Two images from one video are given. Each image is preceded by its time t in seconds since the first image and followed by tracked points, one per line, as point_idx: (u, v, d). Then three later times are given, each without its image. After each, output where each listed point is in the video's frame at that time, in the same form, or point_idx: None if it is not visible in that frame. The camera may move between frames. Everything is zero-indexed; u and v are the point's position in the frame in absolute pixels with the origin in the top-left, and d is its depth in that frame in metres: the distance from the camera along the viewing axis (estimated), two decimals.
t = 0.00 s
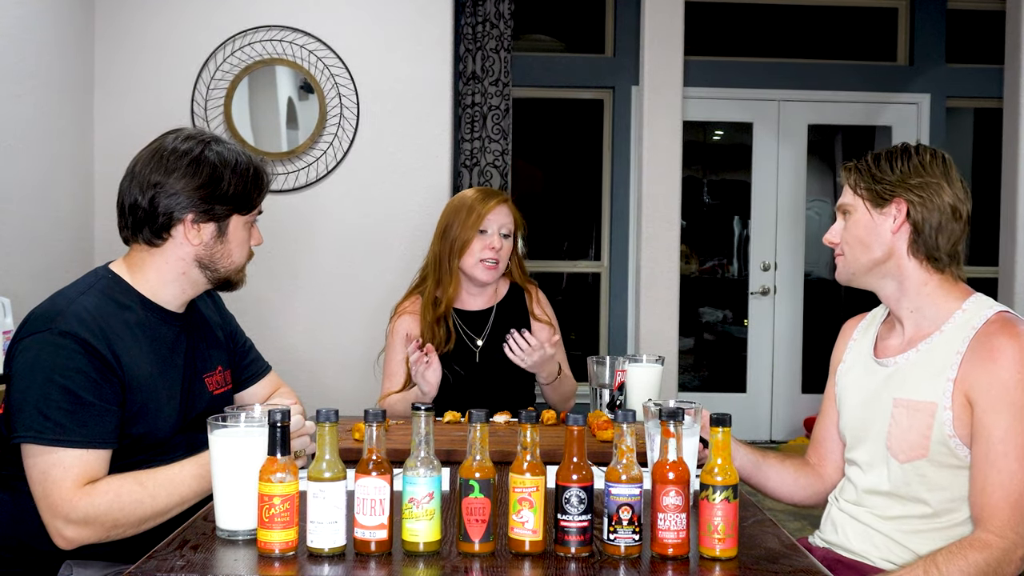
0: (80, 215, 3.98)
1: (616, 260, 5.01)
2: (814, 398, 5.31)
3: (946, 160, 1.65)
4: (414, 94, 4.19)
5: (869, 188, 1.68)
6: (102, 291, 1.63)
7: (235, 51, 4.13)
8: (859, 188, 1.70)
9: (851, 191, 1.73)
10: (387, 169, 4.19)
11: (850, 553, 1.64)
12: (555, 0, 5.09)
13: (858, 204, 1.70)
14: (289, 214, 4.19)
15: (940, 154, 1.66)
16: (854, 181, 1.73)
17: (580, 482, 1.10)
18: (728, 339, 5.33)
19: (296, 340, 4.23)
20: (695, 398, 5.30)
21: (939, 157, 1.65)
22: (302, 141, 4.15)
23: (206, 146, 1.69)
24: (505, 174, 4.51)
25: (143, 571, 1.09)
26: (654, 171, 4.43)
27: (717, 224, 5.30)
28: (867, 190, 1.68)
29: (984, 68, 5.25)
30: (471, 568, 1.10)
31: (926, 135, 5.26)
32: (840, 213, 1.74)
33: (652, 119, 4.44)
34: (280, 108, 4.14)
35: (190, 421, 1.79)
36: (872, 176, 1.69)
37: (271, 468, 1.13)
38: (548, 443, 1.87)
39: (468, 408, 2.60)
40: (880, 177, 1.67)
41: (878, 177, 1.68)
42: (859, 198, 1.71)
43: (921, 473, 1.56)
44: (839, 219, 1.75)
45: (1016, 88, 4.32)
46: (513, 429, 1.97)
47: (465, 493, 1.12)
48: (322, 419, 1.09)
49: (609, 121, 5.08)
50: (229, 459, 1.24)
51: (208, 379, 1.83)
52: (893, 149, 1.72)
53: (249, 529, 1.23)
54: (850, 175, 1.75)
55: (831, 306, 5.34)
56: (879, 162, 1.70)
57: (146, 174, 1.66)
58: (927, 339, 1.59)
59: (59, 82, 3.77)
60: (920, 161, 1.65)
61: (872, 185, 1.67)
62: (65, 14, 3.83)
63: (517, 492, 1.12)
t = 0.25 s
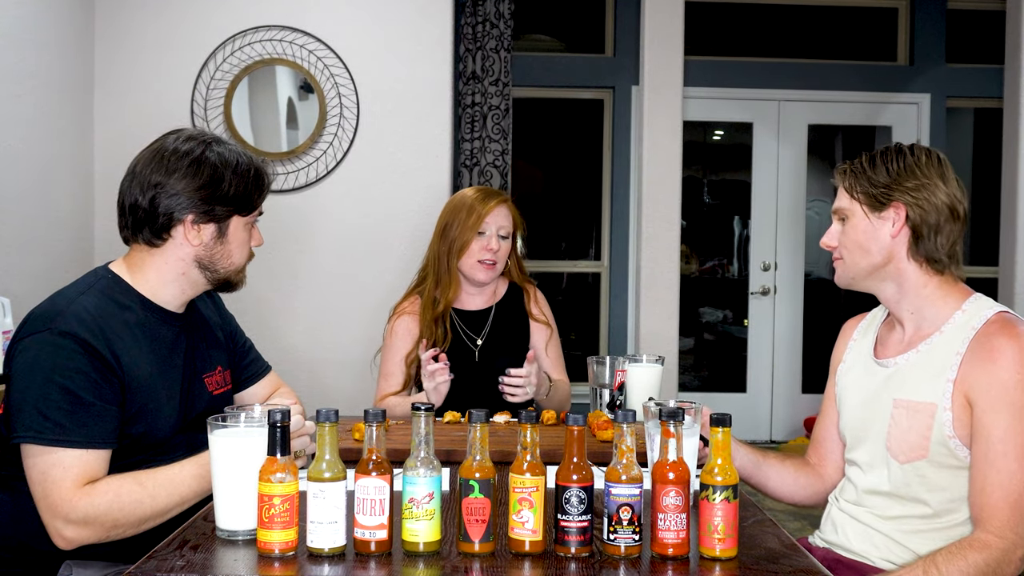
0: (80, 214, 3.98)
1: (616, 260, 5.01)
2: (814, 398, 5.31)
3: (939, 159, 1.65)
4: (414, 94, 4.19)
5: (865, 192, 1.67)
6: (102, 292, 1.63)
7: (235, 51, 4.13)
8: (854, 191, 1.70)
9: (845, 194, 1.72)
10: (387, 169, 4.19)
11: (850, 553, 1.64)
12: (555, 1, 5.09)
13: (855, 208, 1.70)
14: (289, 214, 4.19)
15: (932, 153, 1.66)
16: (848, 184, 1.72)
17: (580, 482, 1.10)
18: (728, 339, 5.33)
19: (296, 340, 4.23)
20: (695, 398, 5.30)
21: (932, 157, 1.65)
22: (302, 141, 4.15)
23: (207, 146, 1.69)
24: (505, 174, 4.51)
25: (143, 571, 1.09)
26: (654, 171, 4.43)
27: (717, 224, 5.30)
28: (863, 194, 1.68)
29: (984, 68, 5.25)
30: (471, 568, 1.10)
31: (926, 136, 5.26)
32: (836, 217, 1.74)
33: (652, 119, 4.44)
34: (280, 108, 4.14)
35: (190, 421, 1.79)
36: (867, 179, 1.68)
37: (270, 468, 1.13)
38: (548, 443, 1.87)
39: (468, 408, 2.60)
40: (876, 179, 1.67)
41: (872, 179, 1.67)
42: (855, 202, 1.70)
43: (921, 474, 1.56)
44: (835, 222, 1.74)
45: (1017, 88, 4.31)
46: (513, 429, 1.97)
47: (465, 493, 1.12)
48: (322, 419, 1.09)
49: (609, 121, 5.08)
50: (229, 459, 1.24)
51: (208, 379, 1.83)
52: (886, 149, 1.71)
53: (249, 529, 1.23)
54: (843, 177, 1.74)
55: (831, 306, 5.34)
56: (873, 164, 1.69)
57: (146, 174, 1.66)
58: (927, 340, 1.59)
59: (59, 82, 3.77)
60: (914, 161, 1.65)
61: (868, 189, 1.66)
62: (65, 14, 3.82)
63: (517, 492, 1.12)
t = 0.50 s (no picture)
0: (80, 214, 3.98)
1: (616, 260, 5.01)
2: (814, 398, 5.31)
3: (935, 157, 1.66)
4: (414, 94, 4.19)
5: (871, 196, 1.66)
6: (102, 292, 1.63)
7: (235, 51, 4.13)
8: (858, 195, 1.68)
9: (846, 199, 1.70)
10: (387, 168, 4.19)
11: (850, 554, 1.64)
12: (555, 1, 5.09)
13: (859, 213, 1.68)
14: (289, 214, 4.19)
15: (929, 154, 1.66)
16: (849, 189, 1.70)
17: (580, 482, 1.10)
18: (728, 339, 5.33)
19: (296, 340, 4.23)
20: (695, 398, 5.30)
21: (930, 158, 1.66)
22: (302, 141, 4.15)
23: (206, 146, 1.69)
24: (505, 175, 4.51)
25: (142, 571, 1.09)
26: (654, 171, 4.43)
27: (717, 224, 5.30)
28: (868, 197, 1.66)
29: (985, 68, 5.25)
30: (471, 568, 1.10)
31: (926, 136, 5.26)
32: (836, 223, 1.72)
33: (652, 119, 4.44)
34: (280, 108, 4.14)
35: (190, 420, 1.79)
36: (870, 183, 1.67)
37: (270, 468, 1.13)
38: (548, 443, 1.87)
39: (469, 408, 2.60)
40: (878, 182, 1.66)
41: (875, 181, 1.66)
42: (860, 208, 1.68)
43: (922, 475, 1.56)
44: (835, 228, 1.72)
45: (1017, 88, 4.32)
46: (513, 429, 1.97)
47: (465, 492, 1.12)
48: (322, 419, 1.09)
49: (609, 121, 5.08)
50: (228, 459, 1.24)
51: (208, 379, 1.83)
52: (880, 151, 1.71)
53: (249, 530, 1.23)
54: (841, 181, 1.73)
55: (831, 306, 5.34)
56: (873, 165, 1.69)
57: (146, 173, 1.66)
58: (927, 340, 1.59)
59: (59, 82, 3.77)
60: (914, 160, 1.65)
61: (873, 191, 1.65)
62: (65, 14, 3.82)
63: (517, 492, 1.12)
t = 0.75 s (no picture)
0: (80, 214, 3.98)
1: (616, 260, 5.01)
2: (814, 398, 5.31)
3: (935, 157, 1.66)
4: (414, 94, 4.19)
5: (872, 199, 1.65)
6: (101, 292, 1.63)
7: (235, 51, 4.13)
8: (858, 198, 1.68)
9: (846, 203, 1.70)
10: (387, 168, 4.19)
11: (850, 554, 1.64)
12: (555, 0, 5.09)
13: (860, 215, 1.67)
14: (289, 214, 4.19)
15: (928, 155, 1.66)
16: (849, 191, 1.70)
17: (580, 482, 1.10)
18: (728, 339, 5.33)
19: (296, 340, 4.23)
20: (695, 397, 5.30)
21: (930, 159, 1.65)
22: (302, 141, 4.15)
23: (205, 145, 1.69)
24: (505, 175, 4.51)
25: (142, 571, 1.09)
26: (654, 171, 4.43)
27: (717, 224, 5.30)
28: (869, 200, 1.66)
29: (984, 68, 5.25)
30: (471, 568, 1.10)
31: (926, 136, 5.26)
32: (836, 225, 1.71)
33: (652, 119, 4.44)
34: (280, 108, 4.14)
35: (190, 420, 1.79)
36: (870, 186, 1.66)
37: (270, 468, 1.13)
38: (548, 443, 1.87)
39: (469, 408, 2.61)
40: (878, 184, 1.65)
41: (875, 183, 1.66)
42: (861, 211, 1.68)
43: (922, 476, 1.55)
44: (836, 230, 1.72)
45: (1017, 88, 4.31)
46: (513, 429, 1.97)
47: (465, 492, 1.12)
48: (322, 419, 1.09)
49: (609, 121, 5.08)
50: (228, 459, 1.24)
51: (208, 378, 1.83)
52: (880, 151, 1.71)
53: (249, 530, 1.23)
54: (840, 184, 1.72)
55: (831, 306, 5.34)
56: (872, 167, 1.68)
57: (144, 172, 1.66)
58: (928, 341, 1.59)
59: (59, 82, 3.77)
60: (914, 161, 1.65)
61: (873, 193, 1.65)
62: (64, 14, 3.82)
63: (517, 492, 1.12)
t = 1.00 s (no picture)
0: (80, 214, 3.98)
1: (616, 260, 5.01)
2: (814, 398, 5.31)
3: (938, 157, 1.65)
4: (414, 94, 4.19)
5: (872, 198, 1.65)
6: (101, 291, 1.63)
7: (235, 51, 4.13)
8: (860, 197, 1.68)
9: (848, 201, 1.70)
10: (387, 168, 4.19)
11: (850, 554, 1.64)
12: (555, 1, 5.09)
13: (861, 215, 1.68)
14: (290, 214, 4.19)
15: (933, 155, 1.65)
16: (851, 189, 1.70)
17: (580, 482, 1.10)
18: (728, 339, 5.33)
19: (296, 340, 4.23)
20: (695, 398, 5.30)
21: (934, 159, 1.65)
22: (302, 141, 4.15)
23: (203, 144, 1.69)
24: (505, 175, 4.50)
25: (142, 571, 1.09)
26: (654, 171, 4.43)
27: (717, 224, 5.30)
28: (870, 200, 1.66)
29: (985, 68, 5.25)
30: (471, 568, 1.10)
31: (926, 136, 5.26)
32: (837, 222, 1.71)
33: (652, 119, 4.44)
34: (280, 108, 4.14)
35: (190, 420, 1.79)
36: (872, 185, 1.66)
37: (270, 468, 1.13)
38: (548, 443, 1.87)
39: (469, 408, 2.61)
40: (880, 184, 1.65)
41: (877, 184, 1.66)
42: (861, 209, 1.68)
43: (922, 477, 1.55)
44: (837, 228, 1.72)
45: (1017, 87, 4.31)
46: (513, 429, 1.97)
47: (465, 493, 1.12)
48: (322, 419, 1.09)
49: (609, 121, 5.08)
50: (228, 459, 1.24)
51: (208, 379, 1.83)
52: (883, 151, 1.71)
53: (249, 530, 1.23)
54: (843, 182, 1.72)
55: (831, 306, 5.34)
56: (874, 167, 1.68)
57: (142, 171, 1.66)
58: (927, 342, 1.59)
59: (59, 82, 3.77)
60: (917, 161, 1.65)
61: (875, 194, 1.65)
62: (64, 14, 3.82)
63: (517, 492, 1.12)
